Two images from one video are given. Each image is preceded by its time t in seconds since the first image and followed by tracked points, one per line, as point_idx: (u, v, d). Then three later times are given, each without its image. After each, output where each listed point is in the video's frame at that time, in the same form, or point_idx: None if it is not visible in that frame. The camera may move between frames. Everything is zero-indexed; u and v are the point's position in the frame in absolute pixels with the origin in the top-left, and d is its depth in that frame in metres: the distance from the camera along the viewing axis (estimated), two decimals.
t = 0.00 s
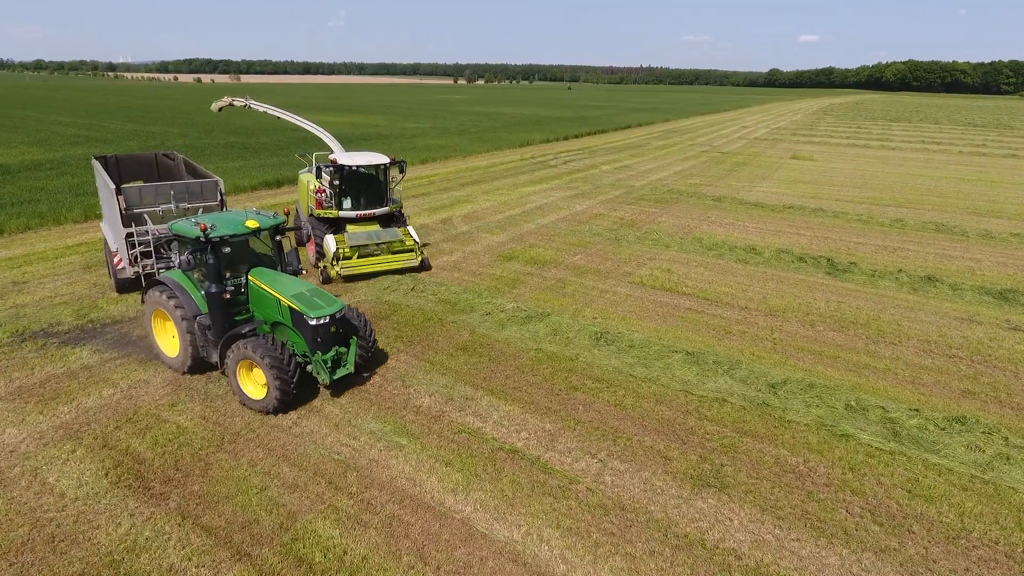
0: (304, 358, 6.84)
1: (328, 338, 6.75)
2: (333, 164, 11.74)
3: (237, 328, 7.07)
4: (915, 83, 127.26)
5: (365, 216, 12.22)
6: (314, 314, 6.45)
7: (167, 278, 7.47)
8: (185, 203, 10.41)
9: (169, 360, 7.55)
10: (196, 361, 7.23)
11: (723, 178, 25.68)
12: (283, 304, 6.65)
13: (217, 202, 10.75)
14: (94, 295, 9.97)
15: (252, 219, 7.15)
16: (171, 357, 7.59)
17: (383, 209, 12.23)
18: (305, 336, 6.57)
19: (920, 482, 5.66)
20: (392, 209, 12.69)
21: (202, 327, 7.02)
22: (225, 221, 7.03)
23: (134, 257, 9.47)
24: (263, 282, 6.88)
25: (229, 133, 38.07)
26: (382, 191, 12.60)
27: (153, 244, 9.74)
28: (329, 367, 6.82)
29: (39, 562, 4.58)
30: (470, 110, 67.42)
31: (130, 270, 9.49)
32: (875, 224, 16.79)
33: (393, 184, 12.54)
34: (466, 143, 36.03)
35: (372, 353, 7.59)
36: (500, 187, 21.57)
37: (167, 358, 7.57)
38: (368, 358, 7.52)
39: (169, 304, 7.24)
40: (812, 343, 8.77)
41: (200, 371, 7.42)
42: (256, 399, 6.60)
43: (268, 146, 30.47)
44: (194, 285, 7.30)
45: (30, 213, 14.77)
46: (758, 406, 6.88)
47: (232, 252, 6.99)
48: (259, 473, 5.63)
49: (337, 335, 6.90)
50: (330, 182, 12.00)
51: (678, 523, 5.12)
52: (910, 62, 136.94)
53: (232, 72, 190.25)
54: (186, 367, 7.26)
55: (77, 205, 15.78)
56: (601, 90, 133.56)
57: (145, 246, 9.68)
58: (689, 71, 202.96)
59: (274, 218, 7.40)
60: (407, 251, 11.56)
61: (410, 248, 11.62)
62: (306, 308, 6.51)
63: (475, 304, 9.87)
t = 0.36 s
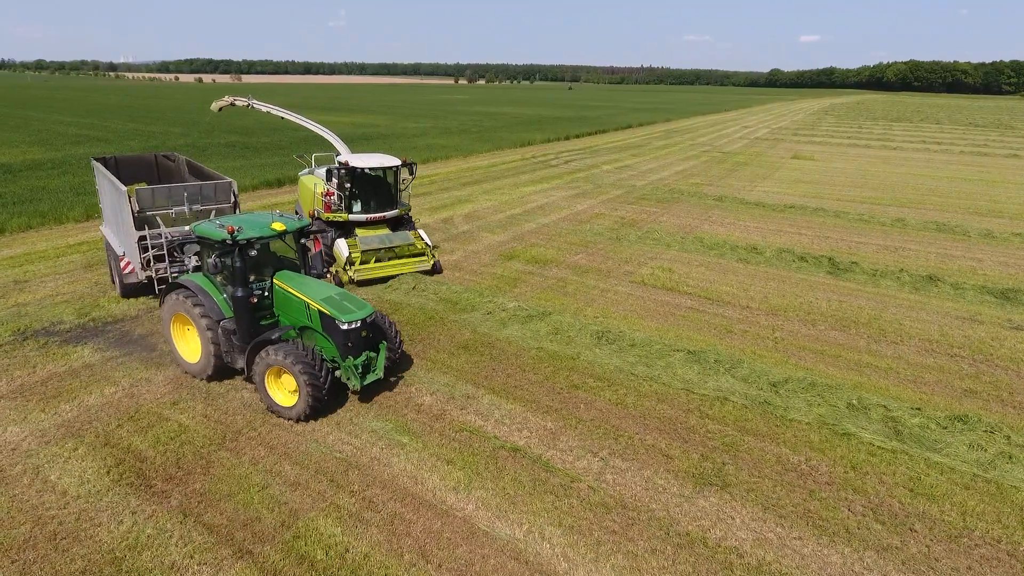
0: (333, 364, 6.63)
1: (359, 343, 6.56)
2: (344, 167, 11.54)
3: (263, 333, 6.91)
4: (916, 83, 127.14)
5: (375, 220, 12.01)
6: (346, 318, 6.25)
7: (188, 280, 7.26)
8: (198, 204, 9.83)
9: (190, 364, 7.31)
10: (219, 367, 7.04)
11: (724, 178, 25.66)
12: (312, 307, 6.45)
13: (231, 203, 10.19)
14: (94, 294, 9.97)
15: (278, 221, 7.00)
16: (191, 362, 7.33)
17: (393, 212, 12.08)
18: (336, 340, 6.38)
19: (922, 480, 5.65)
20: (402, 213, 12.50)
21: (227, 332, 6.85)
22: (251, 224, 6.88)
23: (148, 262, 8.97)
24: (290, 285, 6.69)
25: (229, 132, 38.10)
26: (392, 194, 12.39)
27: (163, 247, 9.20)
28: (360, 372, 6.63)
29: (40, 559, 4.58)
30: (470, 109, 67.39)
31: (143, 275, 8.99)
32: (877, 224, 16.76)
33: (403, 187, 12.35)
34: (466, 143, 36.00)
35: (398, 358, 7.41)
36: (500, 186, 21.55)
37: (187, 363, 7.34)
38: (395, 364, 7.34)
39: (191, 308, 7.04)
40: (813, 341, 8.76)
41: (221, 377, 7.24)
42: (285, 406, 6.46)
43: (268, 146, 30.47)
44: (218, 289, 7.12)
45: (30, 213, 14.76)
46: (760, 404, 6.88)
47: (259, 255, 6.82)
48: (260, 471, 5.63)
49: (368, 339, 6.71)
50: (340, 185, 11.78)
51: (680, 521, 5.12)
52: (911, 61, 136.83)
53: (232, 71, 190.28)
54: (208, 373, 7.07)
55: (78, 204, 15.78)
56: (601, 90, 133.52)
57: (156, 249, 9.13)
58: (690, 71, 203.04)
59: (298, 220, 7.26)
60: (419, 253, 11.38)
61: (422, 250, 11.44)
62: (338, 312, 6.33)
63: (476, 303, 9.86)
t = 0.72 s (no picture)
0: (366, 370, 6.51)
1: (393, 349, 6.46)
2: (359, 168, 11.49)
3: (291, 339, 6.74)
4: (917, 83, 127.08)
5: (388, 222, 11.89)
6: (380, 324, 6.17)
7: (212, 286, 7.09)
8: (212, 207, 9.48)
9: (212, 372, 7.12)
10: (245, 373, 6.87)
11: (725, 178, 25.66)
12: (346, 313, 6.33)
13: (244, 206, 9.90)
14: (97, 293, 9.98)
15: (305, 225, 6.88)
16: (214, 370, 7.14)
17: (405, 215, 11.98)
18: (371, 346, 6.28)
19: (924, 478, 5.66)
20: (414, 216, 12.39)
21: (255, 338, 6.68)
22: (278, 227, 6.76)
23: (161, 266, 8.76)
24: (320, 289, 6.54)
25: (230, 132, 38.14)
26: (404, 197, 12.30)
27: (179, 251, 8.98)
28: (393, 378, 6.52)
29: (44, 556, 4.59)
30: (470, 109, 67.40)
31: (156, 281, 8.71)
32: (877, 224, 16.77)
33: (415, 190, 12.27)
34: (467, 143, 36.00)
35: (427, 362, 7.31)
36: (501, 186, 21.56)
37: (209, 369, 7.15)
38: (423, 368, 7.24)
39: (216, 314, 6.86)
40: (814, 341, 8.76)
41: (246, 384, 7.06)
42: (319, 415, 6.30)
43: (268, 146, 30.51)
44: (243, 294, 6.95)
45: (32, 212, 14.78)
46: (761, 403, 6.89)
47: (287, 258, 6.72)
48: (264, 469, 5.63)
49: (400, 344, 6.60)
50: (352, 187, 11.66)
51: (682, 519, 5.12)
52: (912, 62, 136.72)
53: (233, 71, 190.33)
54: (234, 380, 6.90)
55: (79, 203, 15.79)
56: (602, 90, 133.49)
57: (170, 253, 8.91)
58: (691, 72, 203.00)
59: (324, 224, 7.14)
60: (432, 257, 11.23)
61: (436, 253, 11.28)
62: (373, 318, 6.21)
63: (478, 303, 9.85)
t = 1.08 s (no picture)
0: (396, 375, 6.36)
1: (424, 353, 6.31)
2: (372, 170, 11.46)
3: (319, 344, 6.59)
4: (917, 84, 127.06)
5: (399, 225, 11.76)
6: (413, 328, 6.01)
7: (234, 290, 6.90)
8: (229, 209, 9.31)
9: (235, 379, 6.97)
10: (271, 379, 6.72)
11: (726, 178, 25.68)
12: (375, 317, 6.16)
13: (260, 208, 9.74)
14: (99, 292, 10.00)
15: (330, 228, 6.76)
16: (236, 377, 6.98)
17: (417, 218, 11.88)
18: (403, 350, 6.13)
19: (924, 476, 5.67)
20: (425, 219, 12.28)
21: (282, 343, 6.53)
22: (304, 230, 6.63)
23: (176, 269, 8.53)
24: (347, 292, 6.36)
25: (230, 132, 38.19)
26: (415, 201, 12.21)
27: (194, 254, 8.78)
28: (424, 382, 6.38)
29: (48, 553, 4.61)
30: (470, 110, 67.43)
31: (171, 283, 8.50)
32: (877, 223, 16.78)
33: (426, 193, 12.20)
34: (468, 143, 36.03)
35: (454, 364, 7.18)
36: (502, 186, 21.57)
37: (232, 377, 7.00)
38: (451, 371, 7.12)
39: (240, 319, 6.67)
40: (814, 340, 8.78)
41: (270, 390, 6.91)
42: (350, 421, 6.17)
43: (269, 146, 30.54)
44: (267, 299, 6.78)
45: (33, 212, 14.81)
46: (762, 402, 6.90)
47: (312, 261, 6.60)
48: (266, 467, 5.65)
49: (431, 348, 6.45)
50: (364, 190, 11.59)
51: (683, 516, 5.14)
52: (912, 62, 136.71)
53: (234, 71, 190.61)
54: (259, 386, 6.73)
55: (80, 203, 15.82)
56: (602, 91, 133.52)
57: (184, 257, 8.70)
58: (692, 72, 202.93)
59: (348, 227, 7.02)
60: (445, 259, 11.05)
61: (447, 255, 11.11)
62: (405, 321, 6.06)
63: (480, 302, 9.86)
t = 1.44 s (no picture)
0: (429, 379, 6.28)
1: (458, 356, 6.24)
2: (385, 172, 11.38)
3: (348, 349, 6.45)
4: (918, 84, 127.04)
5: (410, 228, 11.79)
6: (448, 331, 5.93)
7: (261, 294, 6.75)
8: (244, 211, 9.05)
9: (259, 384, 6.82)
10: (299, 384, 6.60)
11: (725, 177, 25.70)
12: (408, 320, 6.07)
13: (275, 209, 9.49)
14: (100, 290, 10.05)
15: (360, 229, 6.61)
16: (260, 382, 6.82)
17: (427, 220, 11.92)
18: (438, 353, 6.05)
19: (919, 471, 5.72)
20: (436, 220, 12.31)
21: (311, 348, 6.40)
22: (333, 232, 6.48)
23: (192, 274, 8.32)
24: (376, 296, 6.26)
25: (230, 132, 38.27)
26: (426, 201, 12.22)
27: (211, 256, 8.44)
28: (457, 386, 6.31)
29: (49, 546, 4.65)
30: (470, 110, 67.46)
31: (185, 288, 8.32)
32: (876, 222, 16.82)
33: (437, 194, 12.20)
34: (468, 143, 36.05)
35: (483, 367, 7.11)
36: (502, 185, 21.61)
37: (256, 381, 6.85)
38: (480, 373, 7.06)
39: (267, 323, 6.53)
40: (811, 337, 8.82)
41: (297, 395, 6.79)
42: (383, 425, 6.07)
43: (269, 146, 30.61)
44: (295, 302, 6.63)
45: (34, 210, 14.87)
46: (759, 398, 6.94)
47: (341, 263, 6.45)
48: (266, 462, 5.69)
49: (464, 351, 6.38)
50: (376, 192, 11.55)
51: (680, 510, 5.18)
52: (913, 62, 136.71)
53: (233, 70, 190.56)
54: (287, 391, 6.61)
55: (81, 202, 15.88)
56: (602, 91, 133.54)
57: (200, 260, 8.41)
58: (692, 73, 202.91)
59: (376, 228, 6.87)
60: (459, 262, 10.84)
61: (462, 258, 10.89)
62: (440, 324, 5.98)
63: (480, 300, 9.89)
